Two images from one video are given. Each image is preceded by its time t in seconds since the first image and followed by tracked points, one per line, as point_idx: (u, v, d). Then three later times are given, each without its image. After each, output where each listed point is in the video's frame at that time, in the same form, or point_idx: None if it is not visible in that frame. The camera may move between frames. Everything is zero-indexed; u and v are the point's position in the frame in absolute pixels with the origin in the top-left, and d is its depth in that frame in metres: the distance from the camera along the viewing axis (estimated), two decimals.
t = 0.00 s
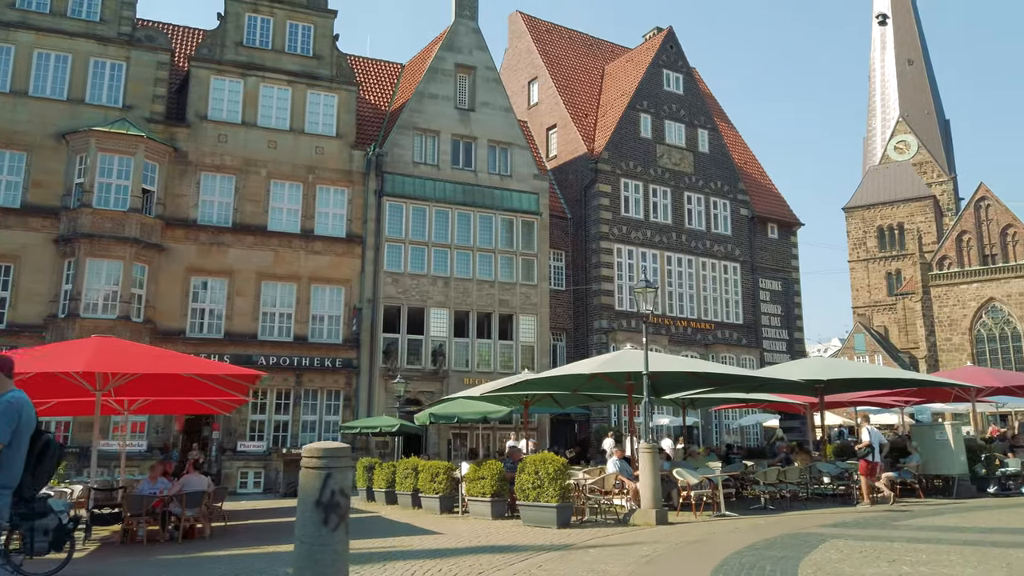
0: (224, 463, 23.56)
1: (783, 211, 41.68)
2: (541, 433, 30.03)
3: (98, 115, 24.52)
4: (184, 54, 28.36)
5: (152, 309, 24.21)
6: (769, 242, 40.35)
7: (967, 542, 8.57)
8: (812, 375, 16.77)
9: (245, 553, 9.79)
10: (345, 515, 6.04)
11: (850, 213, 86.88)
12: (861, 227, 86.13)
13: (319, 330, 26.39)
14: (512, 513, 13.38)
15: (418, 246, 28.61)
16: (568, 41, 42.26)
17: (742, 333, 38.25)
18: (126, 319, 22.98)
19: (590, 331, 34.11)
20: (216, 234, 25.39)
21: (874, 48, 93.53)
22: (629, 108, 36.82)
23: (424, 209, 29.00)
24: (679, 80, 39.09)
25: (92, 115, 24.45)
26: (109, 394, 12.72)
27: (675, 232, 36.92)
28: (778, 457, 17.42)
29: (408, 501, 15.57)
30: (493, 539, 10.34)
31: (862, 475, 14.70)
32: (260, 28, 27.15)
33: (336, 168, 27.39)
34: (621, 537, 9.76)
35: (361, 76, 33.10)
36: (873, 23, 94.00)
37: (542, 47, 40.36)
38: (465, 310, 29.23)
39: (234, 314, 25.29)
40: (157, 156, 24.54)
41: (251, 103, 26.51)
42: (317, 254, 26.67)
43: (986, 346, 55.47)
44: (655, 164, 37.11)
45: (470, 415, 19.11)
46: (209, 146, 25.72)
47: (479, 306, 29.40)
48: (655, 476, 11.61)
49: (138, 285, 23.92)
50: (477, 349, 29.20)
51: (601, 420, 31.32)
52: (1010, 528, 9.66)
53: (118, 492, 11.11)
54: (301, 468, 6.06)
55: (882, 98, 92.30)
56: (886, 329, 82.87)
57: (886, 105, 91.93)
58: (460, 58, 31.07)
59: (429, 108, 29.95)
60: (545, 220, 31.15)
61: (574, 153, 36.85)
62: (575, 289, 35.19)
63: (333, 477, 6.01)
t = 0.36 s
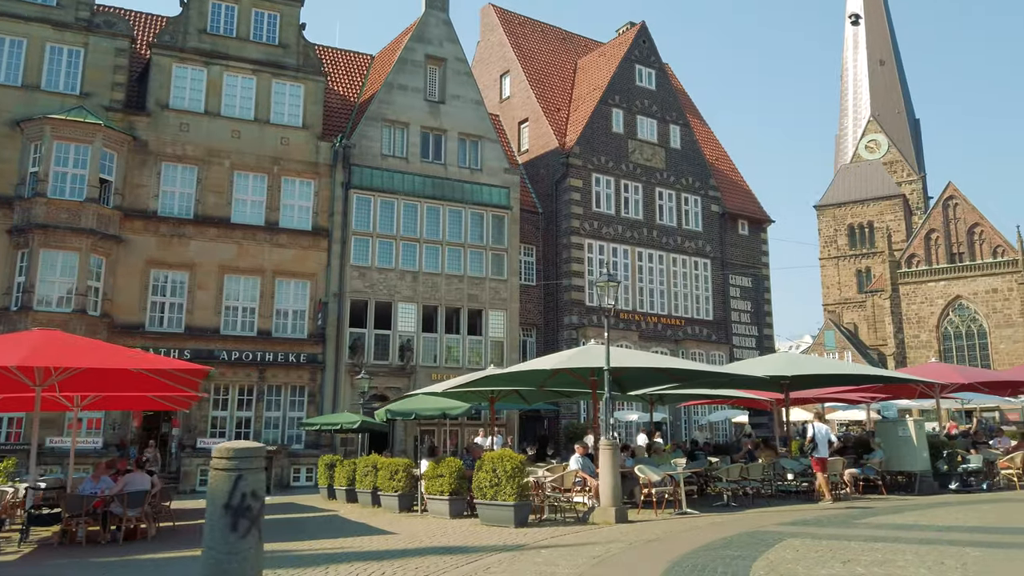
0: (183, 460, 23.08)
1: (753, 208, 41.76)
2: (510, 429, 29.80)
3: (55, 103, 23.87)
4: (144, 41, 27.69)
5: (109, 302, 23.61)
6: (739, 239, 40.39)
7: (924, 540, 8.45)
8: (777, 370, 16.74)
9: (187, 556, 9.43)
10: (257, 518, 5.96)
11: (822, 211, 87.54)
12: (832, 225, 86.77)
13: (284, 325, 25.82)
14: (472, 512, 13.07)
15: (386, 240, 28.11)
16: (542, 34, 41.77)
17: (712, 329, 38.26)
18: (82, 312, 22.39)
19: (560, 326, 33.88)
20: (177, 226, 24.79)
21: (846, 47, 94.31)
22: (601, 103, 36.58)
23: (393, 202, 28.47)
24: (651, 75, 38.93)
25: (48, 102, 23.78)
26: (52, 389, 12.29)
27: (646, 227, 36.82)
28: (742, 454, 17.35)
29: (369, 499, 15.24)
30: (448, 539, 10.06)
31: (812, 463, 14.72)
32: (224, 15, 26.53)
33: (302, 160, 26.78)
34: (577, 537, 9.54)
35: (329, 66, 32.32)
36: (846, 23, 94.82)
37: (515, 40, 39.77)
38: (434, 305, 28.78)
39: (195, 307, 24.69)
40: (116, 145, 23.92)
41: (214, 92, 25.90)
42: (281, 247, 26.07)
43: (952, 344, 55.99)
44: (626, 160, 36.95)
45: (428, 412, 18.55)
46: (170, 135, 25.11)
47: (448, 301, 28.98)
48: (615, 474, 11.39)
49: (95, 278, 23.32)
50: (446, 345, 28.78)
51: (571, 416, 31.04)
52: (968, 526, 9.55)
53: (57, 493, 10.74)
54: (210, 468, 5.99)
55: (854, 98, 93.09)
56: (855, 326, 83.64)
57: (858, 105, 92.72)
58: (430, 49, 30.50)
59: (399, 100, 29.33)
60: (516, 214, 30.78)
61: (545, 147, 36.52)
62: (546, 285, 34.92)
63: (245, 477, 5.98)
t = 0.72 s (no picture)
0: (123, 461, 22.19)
1: (710, 208, 41.92)
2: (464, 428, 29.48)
3: None
4: (86, 27, 26.82)
5: (47, 297, 22.78)
6: (696, 239, 40.54)
7: (863, 540, 8.37)
8: (726, 369, 16.76)
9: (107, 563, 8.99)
10: (136, 527, 5.44)
11: (780, 212, 88.50)
12: (789, 227, 87.79)
13: (232, 322, 25.16)
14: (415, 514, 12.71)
15: (339, 236, 27.41)
16: (501, 31, 41.10)
17: (669, 328, 38.34)
18: (17, 308, 21.55)
19: (517, 324, 33.58)
20: (120, 219, 24.05)
21: (805, 52, 95.54)
22: (559, 100, 36.30)
23: (347, 197, 27.80)
24: (611, 74, 38.78)
25: None
26: None
27: (604, 226, 36.75)
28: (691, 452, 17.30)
29: (312, 501, 14.81)
30: (384, 543, 9.75)
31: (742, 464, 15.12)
32: (172, 2, 25.78)
33: (252, 153, 26.13)
34: (516, 540, 9.30)
35: (283, 57, 31.31)
36: (805, 27, 96.08)
37: (474, 36, 38.88)
38: (389, 303, 28.18)
39: (138, 303, 23.95)
40: (56, 134, 23.11)
41: (161, 82, 25.17)
42: (230, 242, 25.39)
43: (903, 346, 56.48)
44: (585, 158, 36.77)
45: (371, 410, 18.15)
46: (114, 125, 24.35)
47: (403, 298, 28.36)
48: (560, 474, 11.18)
49: (32, 272, 22.50)
50: (400, 343, 28.19)
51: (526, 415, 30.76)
52: (909, 526, 9.50)
53: None
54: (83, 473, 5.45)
55: (812, 102, 94.29)
56: (811, 327, 84.78)
57: (815, 109, 93.94)
58: (387, 42, 29.95)
59: (353, 93, 28.71)
60: (473, 211, 30.32)
61: (503, 144, 35.99)
62: (503, 283, 34.54)
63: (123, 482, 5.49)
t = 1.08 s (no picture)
0: (75, 464, 21.07)
1: (679, 208, 41.90)
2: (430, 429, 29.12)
3: None
4: (41, 16, 26.07)
5: None
6: (665, 239, 40.50)
7: (818, 543, 8.24)
8: (688, 369, 16.68)
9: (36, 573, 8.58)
10: (12, 543, 5.97)
11: (750, 214, 89.10)
12: (759, 229, 88.40)
13: (191, 321, 24.58)
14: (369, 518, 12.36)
15: (303, 233, 26.86)
16: (471, 28, 40.41)
17: (638, 329, 38.28)
18: None
19: (485, 324, 33.15)
20: (74, 214, 23.37)
21: (775, 56, 96.33)
22: (529, 99, 35.92)
23: (311, 194, 27.24)
24: (580, 73, 38.52)
25: None
26: None
27: (573, 226, 36.50)
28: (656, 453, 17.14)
29: (267, 504, 14.38)
30: (333, 549, 9.43)
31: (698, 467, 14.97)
32: None
33: (214, 147, 25.56)
34: (469, 545, 9.03)
35: (247, 51, 30.66)
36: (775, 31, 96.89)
37: (443, 32, 38.17)
38: (354, 302, 27.66)
39: (93, 301, 23.28)
40: (7, 126, 22.53)
41: (118, 73, 24.53)
42: (189, 238, 24.81)
43: (870, 345, 57.47)
44: (554, 157, 36.46)
45: (324, 412, 17.82)
46: (68, 117, 23.66)
47: (369, 297, 27.87)
48: (518, 477, 10.91)
49: None
50: (366, 343, 27.71)
51: (493, 416, 30.30)
52: (868, 528, 9.37)
53: None
54: None
55: (782, 105, 95.09)
56: (780, 328, 85.49)
57: (785, 112, 94.73)
58: (353, 37, 29.46)
59: (319, 88, 28.17)
60: (441, 209, 29.97)
61: (472, 142, 35.52)
62: (471, 282, 34.08)
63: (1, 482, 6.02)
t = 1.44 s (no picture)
0: (34, 464, 21.07)
1: (656, 206, 41.70)
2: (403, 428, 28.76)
3: None
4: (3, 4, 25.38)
5: None
6: (642, 237, 40.32)
7: (784, 548, 8.03)
8: (660, 368, 16.49)
9: None
10: None
11: (729, 213, 89.32)
12: (738, 228, 88.64)
13: (157, 317, 24.04)
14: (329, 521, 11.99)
15: (273, 228, 26.36)
16: (448, 22, 39.76)
17: (614, 327, 38.09)
18: None
19: (460, 322, 32.55)
20: (36, 207, 22.75)
21: (755, 55, 96.67)
22: (506, 94, 35.35)
23: (282, 188, 26.73)
24: (558, 69, 38.06)
25: None
26: None
27: (550, 223, 36.15)
28: (627, 453, 16.93)
29: (227, 507, 13.96)
30: (286, 555, 9.09)
31: (668, 471, 14.77)
32: None
33: (181, 140, 25.03)
34: (427, 551, 8.74)
35: (218, 43, 30.04)
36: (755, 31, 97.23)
37: (420, 26, 37.45)
38: (326, 299, 27.17)
39: (54, 297, 22.66)
40: None
41: (83, 63, 23.93)
42: (156, 233, 24.26)
43: (847, 344, 57.73)
44: (531, 153, 35.98)
45: (285, 413, 17.36)
46: (30, 107, 23.01)
47: (341, 295, 27.40)
48: (483, 480, 10.59)
49: None
50: (338, 341, 27.24)
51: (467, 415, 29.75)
52: (835, 531, 9.17)
53: None
54: None
55: (762, 104, 95.41)
56: (758, 326, 85.86)
57: (764, 112, 95.05)
58: (326, 29, 28.92)
59: (291, 81, 27.63)
60: (415, 205, 29.57)
61: (448, 138, 34.88)
62: (446, 279, 33.55)
63: None
